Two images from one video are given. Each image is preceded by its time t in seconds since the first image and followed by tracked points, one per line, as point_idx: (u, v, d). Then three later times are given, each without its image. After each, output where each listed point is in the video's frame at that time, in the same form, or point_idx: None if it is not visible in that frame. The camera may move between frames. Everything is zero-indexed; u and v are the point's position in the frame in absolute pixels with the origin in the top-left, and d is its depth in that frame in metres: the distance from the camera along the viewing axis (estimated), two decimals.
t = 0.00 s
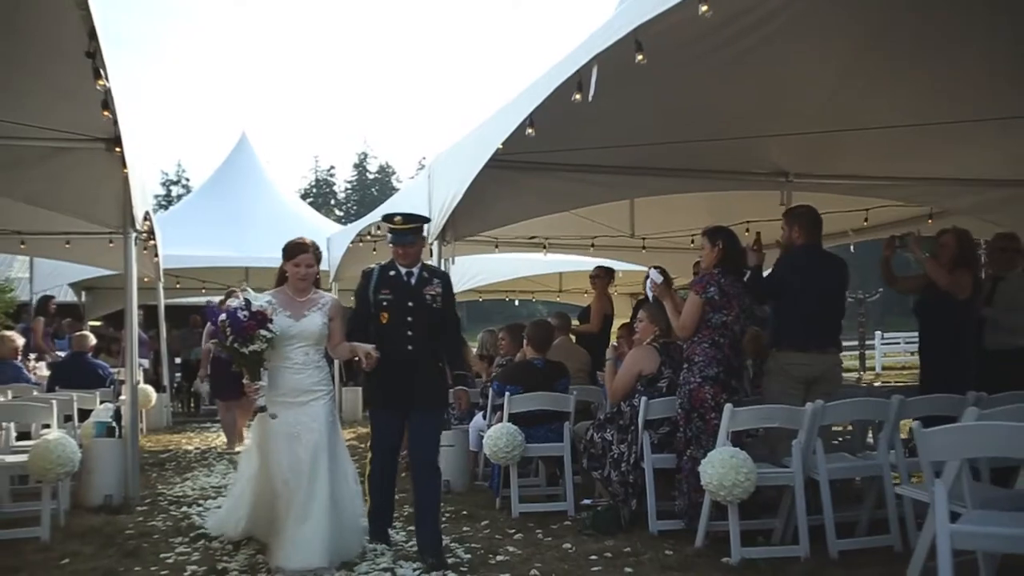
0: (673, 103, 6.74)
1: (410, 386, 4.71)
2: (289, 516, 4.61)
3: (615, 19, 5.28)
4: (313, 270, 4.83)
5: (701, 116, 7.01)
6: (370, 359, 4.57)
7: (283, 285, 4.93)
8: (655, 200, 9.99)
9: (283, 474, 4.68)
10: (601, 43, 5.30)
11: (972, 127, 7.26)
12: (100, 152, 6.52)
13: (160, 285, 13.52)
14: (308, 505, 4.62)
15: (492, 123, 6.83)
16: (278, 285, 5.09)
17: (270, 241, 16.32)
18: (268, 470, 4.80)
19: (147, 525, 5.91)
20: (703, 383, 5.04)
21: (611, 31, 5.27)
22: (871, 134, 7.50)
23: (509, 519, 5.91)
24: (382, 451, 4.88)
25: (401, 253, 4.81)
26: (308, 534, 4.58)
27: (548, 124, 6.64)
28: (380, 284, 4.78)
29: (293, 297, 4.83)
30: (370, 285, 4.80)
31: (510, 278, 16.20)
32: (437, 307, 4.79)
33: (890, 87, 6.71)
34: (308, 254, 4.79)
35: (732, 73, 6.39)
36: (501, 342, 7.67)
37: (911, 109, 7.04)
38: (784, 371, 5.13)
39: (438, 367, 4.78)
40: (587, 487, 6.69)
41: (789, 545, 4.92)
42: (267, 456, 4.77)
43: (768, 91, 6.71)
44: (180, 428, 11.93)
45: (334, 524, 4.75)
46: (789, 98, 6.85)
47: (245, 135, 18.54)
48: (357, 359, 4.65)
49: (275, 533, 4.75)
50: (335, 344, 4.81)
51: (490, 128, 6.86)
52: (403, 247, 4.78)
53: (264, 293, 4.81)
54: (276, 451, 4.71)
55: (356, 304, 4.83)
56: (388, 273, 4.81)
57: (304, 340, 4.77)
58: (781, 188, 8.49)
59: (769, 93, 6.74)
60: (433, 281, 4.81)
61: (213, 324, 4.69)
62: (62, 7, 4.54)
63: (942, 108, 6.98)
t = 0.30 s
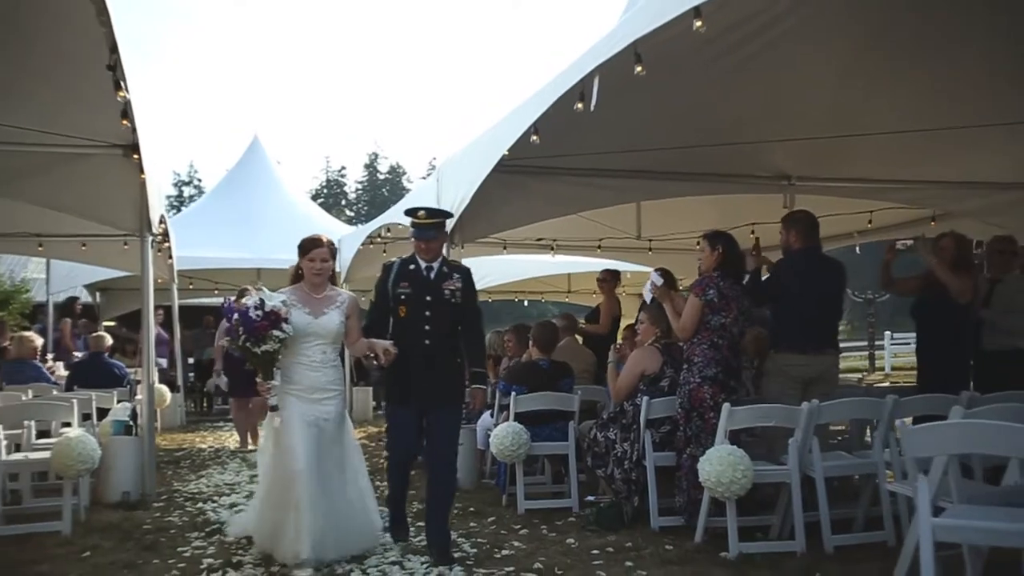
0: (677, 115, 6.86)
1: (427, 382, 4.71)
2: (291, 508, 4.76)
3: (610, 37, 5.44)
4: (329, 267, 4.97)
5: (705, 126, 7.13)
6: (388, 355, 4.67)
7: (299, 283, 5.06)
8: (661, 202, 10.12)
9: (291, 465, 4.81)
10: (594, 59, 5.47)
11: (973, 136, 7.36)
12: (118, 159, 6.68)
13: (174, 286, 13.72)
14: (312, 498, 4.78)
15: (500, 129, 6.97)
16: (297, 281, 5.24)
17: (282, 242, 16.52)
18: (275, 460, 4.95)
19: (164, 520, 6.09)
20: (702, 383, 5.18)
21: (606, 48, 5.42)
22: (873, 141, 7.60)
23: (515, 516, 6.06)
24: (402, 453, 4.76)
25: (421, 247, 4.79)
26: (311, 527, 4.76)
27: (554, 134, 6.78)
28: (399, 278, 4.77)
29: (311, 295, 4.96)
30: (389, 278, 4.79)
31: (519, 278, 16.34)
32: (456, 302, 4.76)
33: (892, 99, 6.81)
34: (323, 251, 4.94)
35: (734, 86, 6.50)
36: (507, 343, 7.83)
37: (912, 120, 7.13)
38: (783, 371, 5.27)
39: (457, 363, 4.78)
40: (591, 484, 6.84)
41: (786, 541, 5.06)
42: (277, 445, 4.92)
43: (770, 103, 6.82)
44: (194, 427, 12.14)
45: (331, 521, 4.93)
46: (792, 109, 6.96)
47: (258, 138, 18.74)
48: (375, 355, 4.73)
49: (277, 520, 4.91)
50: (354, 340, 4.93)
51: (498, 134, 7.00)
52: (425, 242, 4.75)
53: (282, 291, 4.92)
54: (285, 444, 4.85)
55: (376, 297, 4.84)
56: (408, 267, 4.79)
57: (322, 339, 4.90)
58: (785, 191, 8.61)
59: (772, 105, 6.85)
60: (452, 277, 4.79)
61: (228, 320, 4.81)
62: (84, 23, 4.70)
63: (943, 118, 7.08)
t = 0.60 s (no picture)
0: (682, 119, 7.00)
1: (449, 375, 4.75)
2: (310, 511, 4.50)
3: (610, 48, 5.62)
4: (345, 272, 4.94)
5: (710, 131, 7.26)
6: (407, 357, 4.65)
7: (315, 291, 4.99)
8: (668, 204, 10.27)
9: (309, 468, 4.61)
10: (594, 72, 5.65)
11: (974, 139, 7.47)
12: (137, 164, 6.88)
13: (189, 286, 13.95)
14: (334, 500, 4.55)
15: (508, 134, 7.12)
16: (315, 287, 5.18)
17: (295, 243, 16.74)
18: (288, 470, 4.72)
19: (182, 514, 6.29)
20: (704, 382, 5.34)
21: (605, 58, 5.60)
22: (876, 144, 7.72)
23: (523, 511, 6.22)
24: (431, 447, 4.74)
25: (438, 244, 4.85)
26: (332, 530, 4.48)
27: (561, 139, 6.94)
28: (416, 275, 4.83)
29: (329, 301, 4.89)
30: (407, 276, 4.84)
31: (529, 278, 16.51)
32: (474, 297, 4.82)
33: (894, 106, 6.92)
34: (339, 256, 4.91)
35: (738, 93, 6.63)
36: (515, 342, 8.01)
37: (915, 125, 7.25)
38: (784, 369, 5.41)
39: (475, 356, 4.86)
40: (598, 480, 7.00)
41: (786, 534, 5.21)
42: (292, 452, 4.72)
43: (774, 109, 6.95)
44: (209, 425, 12.37)
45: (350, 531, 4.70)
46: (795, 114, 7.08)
47: (272, 140, 19.00)
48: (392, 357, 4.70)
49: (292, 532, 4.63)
50: (370, 346, 4.88)
51: (506, 138, 7.15)
52: (444, 238, 4.84)
53: (300, 297, 4.85)
54: (301, 449, 4.67)
55: (393, 296, 4.88)
56: (426, 264, 4.86)
57: (341, 346, 4.83)
58: (790, 193, 8.74)
59: (776, 111, 6.97)
60: (470, 272, 4.86)
61: (245, 325, 4.75)
62: (108, 36, 4.89)
63: (945, 124, 7.19)
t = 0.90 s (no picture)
0: (690, 125, 7.13)
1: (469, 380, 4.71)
2: (332, 508, 4.54)
3: (615, 56, 5.72)
4: (361, 270, 5.00)
5: (716, 136, 7.40)
6: (426, 366, 4.66)
7: (332, 289, 5.07)
8: (678, 206, 10.42)
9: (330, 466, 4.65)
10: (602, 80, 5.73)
11: (979, 143, 7.57)
12: (157, 169, 7.07)
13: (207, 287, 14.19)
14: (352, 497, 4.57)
15: (518, 138, 7.28)
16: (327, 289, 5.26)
17: (310, 244, 16.95)
18: (311, 468, 4.79)
19: (203, 509, 6.49)
20: (709, 381, 5.49)
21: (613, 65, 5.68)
22: (882, 148, 7.83)
23: (533, 506, 6.38)
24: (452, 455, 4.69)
25: (456, 249, 4.79)
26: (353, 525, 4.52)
27: (570, 144, 7.10)
28: (434, 281, 4.75)
29: (347, 299, 4.97)
30: (424, 283, 4.77)
31: (542, 279, 16.67)
32: (492, 303, 4.77)
33: (898, 112, 7.04)
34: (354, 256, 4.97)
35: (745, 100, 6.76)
36: (526, 342, 8.17)
37: (919, 129, 7.36)
38: (787, 369, 5.56)
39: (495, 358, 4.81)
40: (607, 477, 7.16)
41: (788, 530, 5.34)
42: (314, 450, 4.78)
43: (780, 115, 7.07)
44: (227, 423, 12.60)
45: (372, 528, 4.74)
46: (801, 120, 7.20)
47: (288, 142, 19.25)
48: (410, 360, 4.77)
49: (315, 529, 4.68)
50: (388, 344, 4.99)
51: (517, 143, 7.31)
52: (461, 242, 4.75)
53: (318, 296, 4.94)
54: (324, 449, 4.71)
55: (410, 302, 4.81)
56: (443, 270, 4.78)
57: (360, 343, 4.89)
58: (797, 195, 8.86)
59: (781, 117, 7.10)
60: (488, 278, 4.80)
61: (265, 325, 4.78)
62: (133, 49, 5.08)
63: (949, 129, 7.29)
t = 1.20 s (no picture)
0: (696, 131, 7.26)
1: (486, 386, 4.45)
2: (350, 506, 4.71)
3: (621, 65, 5.86)
4: (377, 264, 4.92)
5: (721, 140, 7.53)
6: (438, 371, 4.40)
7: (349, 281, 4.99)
8: (685, 208, 10.56)
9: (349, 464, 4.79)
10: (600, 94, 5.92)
11: (981, 147, 7.67)
12: (176, 174, 7.26)
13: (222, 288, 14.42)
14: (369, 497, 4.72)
15: (527, 143, 7.43)
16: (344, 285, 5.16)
17: (323, 245, 17.15)
18: (325, 462, 4.91)
19: (220, 504, 6.68)
20: (712, 380, 5.65)
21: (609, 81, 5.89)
22: (885, 152, 7.94)
23: (541, 503, 6.54)
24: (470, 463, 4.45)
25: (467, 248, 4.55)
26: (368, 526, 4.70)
27: (578, 149, 7.24)
28: (447, 282, 4.52)
29: (362, 291, 4.88)
30: (437, 284, 4.54)
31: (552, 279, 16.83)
32: (508, 303, 4.52)
33: (900, 118, 7.15)
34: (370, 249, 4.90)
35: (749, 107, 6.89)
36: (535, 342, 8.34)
37: (921, 135, 7.47)
38: (787, 368, 5.73)
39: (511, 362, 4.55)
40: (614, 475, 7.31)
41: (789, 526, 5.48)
42: (328, 445, 4.88)
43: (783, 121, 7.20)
44: (243, 422, 12.82)
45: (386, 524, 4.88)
46: (805, 125, 7.33)
47: (301, 144, 19.47)
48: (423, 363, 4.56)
49: (329, 523, 4.84)
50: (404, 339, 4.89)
51: (525, 147, 7.46)
52: (473, 240, 4.52)
53: (334, 289, 4.87)
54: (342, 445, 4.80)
55: (422, 304, 4.59)
56: (456, 271, 4.55)
57: (377, 336, 4.84)
58: (803, 198, 8.98)
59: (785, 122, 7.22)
60: (502, 277, 4.56)
61: (284, 324, 4.69)
62: (154, 60, 5.27)
63: (951, 134, 7.39)
